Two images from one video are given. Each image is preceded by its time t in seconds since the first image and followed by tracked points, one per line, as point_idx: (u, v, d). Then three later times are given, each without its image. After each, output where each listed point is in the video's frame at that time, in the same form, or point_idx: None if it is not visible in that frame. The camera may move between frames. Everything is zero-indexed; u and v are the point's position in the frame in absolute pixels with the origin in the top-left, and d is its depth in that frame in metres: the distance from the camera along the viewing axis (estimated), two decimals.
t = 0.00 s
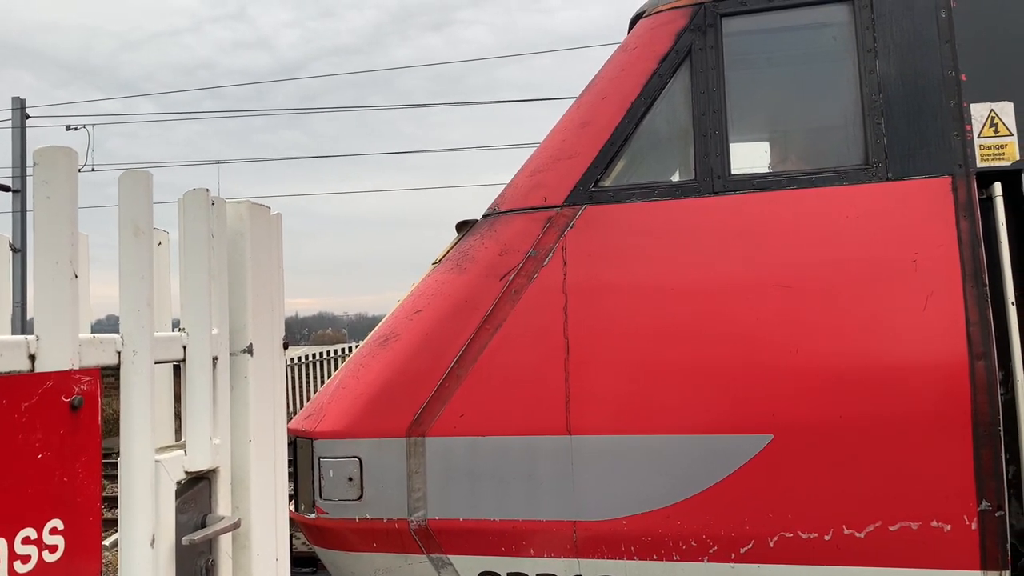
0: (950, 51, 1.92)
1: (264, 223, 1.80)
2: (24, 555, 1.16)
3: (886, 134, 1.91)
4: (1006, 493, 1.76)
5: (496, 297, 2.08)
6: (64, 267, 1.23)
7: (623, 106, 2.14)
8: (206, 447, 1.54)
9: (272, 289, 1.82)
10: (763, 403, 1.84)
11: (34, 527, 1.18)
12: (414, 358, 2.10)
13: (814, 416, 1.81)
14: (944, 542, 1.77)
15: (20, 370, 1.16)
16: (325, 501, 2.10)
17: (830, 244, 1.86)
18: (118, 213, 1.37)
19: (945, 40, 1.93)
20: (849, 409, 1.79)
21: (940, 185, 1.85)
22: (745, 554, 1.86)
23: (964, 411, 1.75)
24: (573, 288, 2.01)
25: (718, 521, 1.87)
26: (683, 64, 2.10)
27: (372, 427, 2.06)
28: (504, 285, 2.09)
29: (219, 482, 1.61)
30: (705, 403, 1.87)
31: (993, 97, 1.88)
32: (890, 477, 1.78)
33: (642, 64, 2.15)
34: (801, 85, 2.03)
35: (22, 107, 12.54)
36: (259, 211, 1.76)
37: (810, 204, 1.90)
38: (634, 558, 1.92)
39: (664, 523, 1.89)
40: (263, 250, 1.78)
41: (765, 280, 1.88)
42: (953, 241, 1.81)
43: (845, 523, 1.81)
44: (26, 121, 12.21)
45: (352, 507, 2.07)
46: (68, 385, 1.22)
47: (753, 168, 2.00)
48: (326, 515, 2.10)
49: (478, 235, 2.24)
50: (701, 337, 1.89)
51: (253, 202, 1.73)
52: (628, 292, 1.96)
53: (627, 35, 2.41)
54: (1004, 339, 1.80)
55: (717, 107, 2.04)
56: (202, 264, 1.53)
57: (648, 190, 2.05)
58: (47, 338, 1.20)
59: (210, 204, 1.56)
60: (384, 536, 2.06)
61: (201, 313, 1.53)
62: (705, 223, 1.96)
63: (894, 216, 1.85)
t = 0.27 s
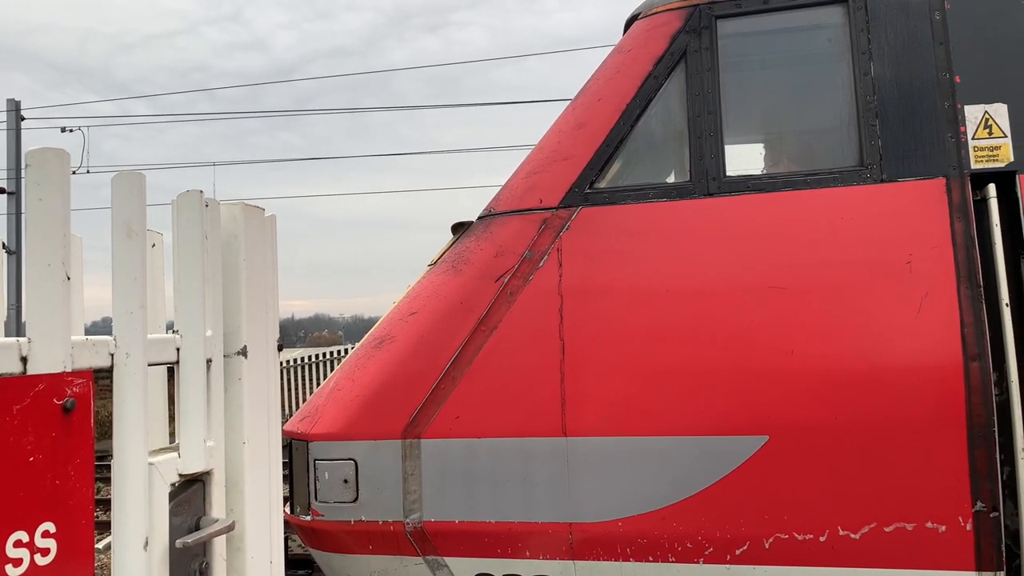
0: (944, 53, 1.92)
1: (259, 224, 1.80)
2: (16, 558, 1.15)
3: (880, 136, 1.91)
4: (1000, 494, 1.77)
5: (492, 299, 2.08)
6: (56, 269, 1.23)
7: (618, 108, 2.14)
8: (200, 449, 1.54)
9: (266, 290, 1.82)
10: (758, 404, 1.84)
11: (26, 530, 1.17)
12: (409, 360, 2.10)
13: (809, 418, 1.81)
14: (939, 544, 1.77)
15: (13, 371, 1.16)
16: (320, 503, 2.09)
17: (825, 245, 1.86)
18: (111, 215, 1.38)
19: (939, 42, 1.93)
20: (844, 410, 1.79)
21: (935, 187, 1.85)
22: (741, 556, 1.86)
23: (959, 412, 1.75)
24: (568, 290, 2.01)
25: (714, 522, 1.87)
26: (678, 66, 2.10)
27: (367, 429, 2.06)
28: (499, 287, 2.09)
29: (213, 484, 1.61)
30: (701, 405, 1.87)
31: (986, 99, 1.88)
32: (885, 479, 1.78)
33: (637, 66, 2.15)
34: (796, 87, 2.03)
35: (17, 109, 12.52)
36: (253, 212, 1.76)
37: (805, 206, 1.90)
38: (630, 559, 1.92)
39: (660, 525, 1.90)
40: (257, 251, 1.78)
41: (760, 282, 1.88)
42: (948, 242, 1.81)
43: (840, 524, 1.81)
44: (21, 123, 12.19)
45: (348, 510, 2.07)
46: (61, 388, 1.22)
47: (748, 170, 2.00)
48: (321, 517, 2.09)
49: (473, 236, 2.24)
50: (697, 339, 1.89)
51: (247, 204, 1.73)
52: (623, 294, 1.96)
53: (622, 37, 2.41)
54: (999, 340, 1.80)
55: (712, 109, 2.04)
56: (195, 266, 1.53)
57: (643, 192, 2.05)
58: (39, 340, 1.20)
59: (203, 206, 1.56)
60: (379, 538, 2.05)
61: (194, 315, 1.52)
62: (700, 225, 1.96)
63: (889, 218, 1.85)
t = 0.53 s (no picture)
0: (942, 54, 1.93)
1: (257, 224, 1.80)
2: (13, 557, 1.15)
3: (878, 137, 1.91)
4: (998, 494, 1.77)
5: (490, 299, 2.08)
6: (54, 268, 1.23)
7: (617, 108, 2.14)
8: (197, 448, 1.54)
9: (263, 290, 1.82)
10: (757, 404, 1.84)
11: (23, 528, 1.17)
12: (408, 360, 2.10)
13: (807, 418, 1.81)
14: (937, 544, 1.77)
15: (11, 370, 1.17)
16: (319, 504, 2.09)
17: (823, 246, 1.86)
18: (109, 215, 1.38)
19: (937, 43, 1.93)
20: (842, 410, 1.80)
21: (932, 188, 1.86)
22: (739, 556, 1.86)
23: (956, 412, 1.75)
24: (567, 290, 2.02)
25: (712, 523, 1.87)
26: (676, 67, 2.10)
27: (366, 430, 2.06)
28: (498, 287, 2.09)
29: (210, 484, 1.61)
30: (699, 405, 1.87)
31: (984, 100, 1.88)
32: (883, 479, 1.79)
33: (635, 66, 2.15)
34: (795, 87, 2.03)
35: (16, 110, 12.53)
36: (252, 212, 1.76)
37: (803, 206, 1.91)
38: (628, 560, 1.92)
39: (658, 525, 1.90)
40: (255, 251, 1.78)
41: (758, 282, 1.88)
42: (946, 243, 1.81)
43: (839, 525, 1.81)
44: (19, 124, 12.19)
45: (347, 510, 2.07)
46: (58, 386, 1.22)
47: (746, 171, 2.00)
48: (320, 518, 2.09)
49: (472, 237, 2.24)
50: (695, 339, 1.89)
51: (245, 204, 1.73)
52: (622, 294, 1.97)
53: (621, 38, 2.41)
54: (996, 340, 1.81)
55: (710, 109, 2.05)
56: (194, 266, 1.53)
57: (641, 193, 2.05)
58: (37, 339, 1.20)
59: (202, 206, 1.56)
60: (378, 539, 2.05)
61: (192, 315, 1.53)
62: (699, 225, 1.96)
63: (887, 218, 1.85)
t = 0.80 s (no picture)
0: (945, 57, 1.92)
1: (261, 224, 1.80)
2: (18, 555, 1.16)
3: (881, 139, 1.91)
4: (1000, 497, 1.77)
5: (492, 301, 2.09)
6: (59, 267, 1.23)
7: (619, 110, 2.14)
8: (201, 447, 1.54)
9: (268, 291, 1.82)
10: (759, 406, 1.84)
11: (28, 527, 1.18)
12: (410, 361, 2.10)
13: (809, 420, 1.81)
14: (939, 547, 1.77)
15: (15, 369, 1.16)
16: (320, 504, 2.10)
17: (825, 248, 1.86)
18: (114, 215, 1.38)
19: (940, 46, 1.93)
20: (844, 412, 1.80)
21: (935, 190, 1.85)
22: (741, 558, 1.86)
23: (959, 414, 1.75)
24: (569, 291, 2.02)
25: (713, 524, 1.87)
26: (679, 69, 2.10)
27: (368, 430, 2.06)
28: (500, 288, 2.09)
29: (214, 483, 1.61)
30: (701, 407, 1.87)
31: (987, 103, 1.88)
32: (885, 481, 1.79)
33: (638, 68, 2.15)
34: (798, 90, 2.03)
35: (19, 110, 12.56)
36: (256, 212, 1.76)
37: (805, 209, 1.91)
38: (630, 561, 1.92)
39: (660, 527, 1.90)
40: (259, 251, 1.78)
41: (760, 284, 1.89)
42: (948, 246, 1.81)
43: (840, 527, 1.81)
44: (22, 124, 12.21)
45: (348, 511, 2.07)
46: (63, 385, 1.22)
47: (748, 173, 2.00)
48: (321, 518, 2.09)
49: (474, 238, 2.24)
50: (697, 341, 1.90)
51: (249, 203, 1.73)
52: (625, 296, 1.97)
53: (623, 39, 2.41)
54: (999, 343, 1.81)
55: (713, 111, 2.05)
56: (197, 266, 1.53)
57: (643, 194, 2.05)
58: (42, 338, 1.20)
59: (206, 206, 1.56)
60: (379, 539, 2.06)
61: (196, 315, 1.53)
62: (701, 227, 1.96)
63: (890, 221, 1.85)
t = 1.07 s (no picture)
0: (948, 60, 1.92)
1: (265, 222, 1.81)
2: (23, 548, 1.16)
3: (885, 141, 1.91)
4: (1001, 500, 1.77)
5: (494, 300, 2.09)
6: (66, 262, 1.24)
7: (622, 111, 2.14)
8: (204, 443, 1.54)
9: (272, 288, 1.82)
10: (760, 407, 1.85)
11: (33, 520, 1.18)
12: (412, 360, 2.10)
13: (810, 422, 1.81)
14: (940, 549, 1.77)
15: (22, 363, 1.17)
16: (321, 503, 2.10)
17: (828, 250, 1.86)
18: (120, 211, 1.38)
19: (944, 49, 1.93)
20: (846, 414, 1.80)
21: (938, 193, 1.85)
22: (741, 560, 1.86)
23: (960, 417, 1.75)
24: (571, 292, 2.02)
25: (714, 526, 1.87)
26: (683, 70, 2.10)
27: (369, 430, 2.06)
28: (502, 288, 2.09)
29: (217, 479, 1.62)
30: (702, 408, 1.88)
31: (990, 105, 1.88)
32: (886, 483, 1.79)
33: (641, 69, 2.14)
34: (801, 91, 2.02)
35: (23, 108, 12.59)
36: (260, 210, 1.77)
37: (808, 211, 1.91)
38: (630, 562, 1.93)
39: (660, 528, 1.90)
40: (263, 249, 1.78)
41: (763, 286, 1.89)
42: (950, 248, 1.81)
43: (841, 529, 1.81)
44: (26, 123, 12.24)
45: (349, 509, 2.07)
46: (69, 379, 1.23)
47: (751, 174, 2.00)
48: (322, 516, 2.10)
49: (477, 238, 2.24)
50: (699, 342, 1.90)
51: (253, 201, 1.74)
52: (627, 297, 1.97)
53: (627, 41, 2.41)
54: (1001, 346, 1.80)
55: (716, 113, 2.04)
56: (202, 263, 1.53)
57: (646, 195, 2.05)
58: (48, 332, 1.21)
59: (211, 202, 1.57)
60: (380, 538, 2.06)
61: (201, 312, 1.53)
62: (704, 228, 1.96)
63: (893, 223, 1.85)
